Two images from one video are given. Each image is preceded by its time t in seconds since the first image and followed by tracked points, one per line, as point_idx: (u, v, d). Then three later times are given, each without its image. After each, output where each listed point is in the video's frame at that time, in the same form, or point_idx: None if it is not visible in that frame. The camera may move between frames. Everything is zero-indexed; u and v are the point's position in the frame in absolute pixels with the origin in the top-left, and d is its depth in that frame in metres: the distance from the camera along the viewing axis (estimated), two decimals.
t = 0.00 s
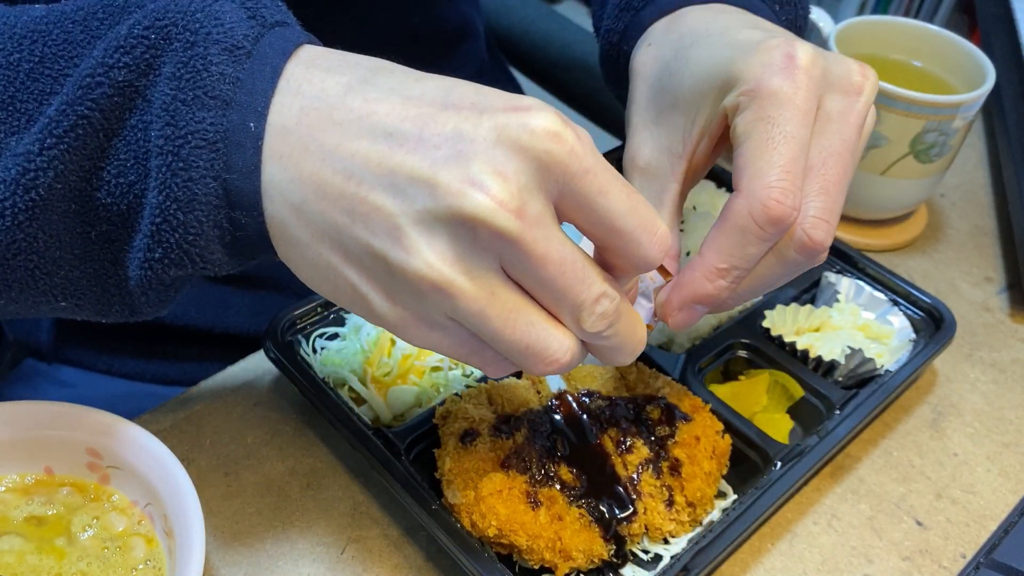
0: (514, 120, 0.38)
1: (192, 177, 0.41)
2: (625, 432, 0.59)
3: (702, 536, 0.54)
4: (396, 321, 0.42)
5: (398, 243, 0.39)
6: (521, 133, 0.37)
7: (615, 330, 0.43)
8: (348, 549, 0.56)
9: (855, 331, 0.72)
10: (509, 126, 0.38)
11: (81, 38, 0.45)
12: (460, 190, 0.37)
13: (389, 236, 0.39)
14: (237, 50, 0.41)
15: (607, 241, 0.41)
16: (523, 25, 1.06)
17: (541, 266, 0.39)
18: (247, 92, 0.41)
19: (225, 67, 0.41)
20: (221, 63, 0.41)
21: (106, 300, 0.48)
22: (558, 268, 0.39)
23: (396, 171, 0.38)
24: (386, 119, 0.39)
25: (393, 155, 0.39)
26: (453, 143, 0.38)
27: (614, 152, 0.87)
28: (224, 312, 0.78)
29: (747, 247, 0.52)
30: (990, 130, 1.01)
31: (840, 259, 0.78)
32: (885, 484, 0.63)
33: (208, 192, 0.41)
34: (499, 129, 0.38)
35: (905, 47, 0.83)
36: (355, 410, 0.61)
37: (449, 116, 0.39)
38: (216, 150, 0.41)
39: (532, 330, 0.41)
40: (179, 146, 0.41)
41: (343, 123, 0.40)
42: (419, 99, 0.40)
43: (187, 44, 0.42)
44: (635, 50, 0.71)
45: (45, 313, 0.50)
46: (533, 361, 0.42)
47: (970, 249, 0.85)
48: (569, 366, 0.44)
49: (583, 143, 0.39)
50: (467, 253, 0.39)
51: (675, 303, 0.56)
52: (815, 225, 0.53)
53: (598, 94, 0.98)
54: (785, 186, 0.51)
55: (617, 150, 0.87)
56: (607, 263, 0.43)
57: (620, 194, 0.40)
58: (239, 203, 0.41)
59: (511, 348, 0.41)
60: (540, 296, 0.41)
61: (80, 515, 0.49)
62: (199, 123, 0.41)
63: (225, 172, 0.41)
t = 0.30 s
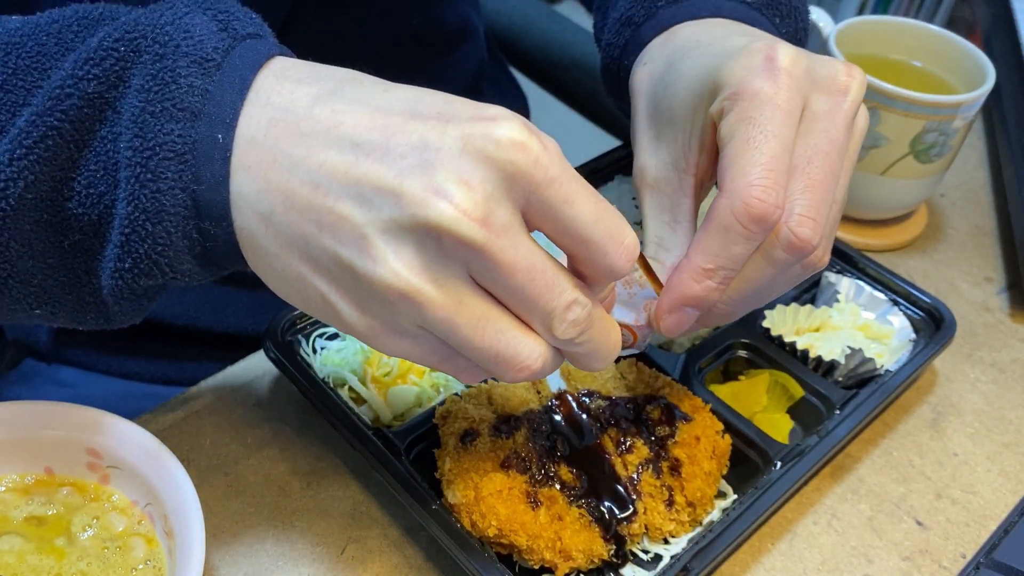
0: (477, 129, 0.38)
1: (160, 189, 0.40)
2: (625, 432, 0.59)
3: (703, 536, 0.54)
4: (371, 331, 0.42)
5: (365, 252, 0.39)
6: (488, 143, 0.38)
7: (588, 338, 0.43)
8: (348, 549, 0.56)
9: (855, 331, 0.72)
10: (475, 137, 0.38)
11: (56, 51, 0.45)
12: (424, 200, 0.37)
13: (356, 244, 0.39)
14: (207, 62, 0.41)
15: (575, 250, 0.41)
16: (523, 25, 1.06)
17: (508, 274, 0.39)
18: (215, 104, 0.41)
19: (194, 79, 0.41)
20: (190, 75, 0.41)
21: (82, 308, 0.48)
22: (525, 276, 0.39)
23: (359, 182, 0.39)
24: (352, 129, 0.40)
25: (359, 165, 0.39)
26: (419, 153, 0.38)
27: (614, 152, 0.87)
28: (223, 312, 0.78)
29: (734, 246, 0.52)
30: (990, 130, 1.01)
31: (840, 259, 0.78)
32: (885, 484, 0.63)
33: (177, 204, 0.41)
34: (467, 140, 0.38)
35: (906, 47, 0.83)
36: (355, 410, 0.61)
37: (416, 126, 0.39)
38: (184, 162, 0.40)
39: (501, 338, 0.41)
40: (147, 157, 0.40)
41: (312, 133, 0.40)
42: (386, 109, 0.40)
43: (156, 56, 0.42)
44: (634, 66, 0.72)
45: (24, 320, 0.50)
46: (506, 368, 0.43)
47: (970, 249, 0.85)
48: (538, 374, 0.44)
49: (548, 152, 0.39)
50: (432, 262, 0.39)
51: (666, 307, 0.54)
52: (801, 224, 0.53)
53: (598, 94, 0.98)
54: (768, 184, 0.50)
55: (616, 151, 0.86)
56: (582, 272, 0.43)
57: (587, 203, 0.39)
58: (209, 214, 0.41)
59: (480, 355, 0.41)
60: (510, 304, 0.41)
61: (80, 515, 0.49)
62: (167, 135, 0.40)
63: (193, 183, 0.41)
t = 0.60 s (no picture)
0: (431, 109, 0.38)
1: (128, 201, 0.41)
2: (625, 432, 0.59)
3: (703, 537, 0.54)
4: (339, 325, 0.42)
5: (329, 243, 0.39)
6: (443, 124, 0.38)
7: (572, 327, 0.43)
8: (348, 549, 0.56)
9: (855, 331, 0.72)
10: (429, 116, 0.38)
11: (29, 65, 0.45)
12: (381, 180, 0.37)
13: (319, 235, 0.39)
14: (170, 73, 0.41)
15: (548, 232, 0.40)
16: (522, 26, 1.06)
17: (469, 257, 0.38)
18: (179, 114, 0.41)
19: (157, 90, 0.41)
20: (153, 87, 0.41)
21: (66, 315, 0.48)
22: (494, 264, 0.39)
23: (318, 173, 0.38)
24: (306, 119, 0.39)
25: (316, 150, 0.39)
26: (372, 140, 0.38)
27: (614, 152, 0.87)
28: (223, 312, 0.78)
29: None
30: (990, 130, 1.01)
31: (840, 259, 0.78)
32: (885, 484, 0.63)
33: (145, 215, 0.41)
34: (423, 124, 0.38)
35: (906, 48, 0.83)
36: (355, 410, 0.61)
37: (370, 111, 0.39)
38: (149, 173, 0.41)
39: (474, 326, 0.41)
40: (113, 169, 0.41)
41: (270, 129, 0.40)
42: (341, 100, 0.40)
43: (120, 69, 0.42)
44: None
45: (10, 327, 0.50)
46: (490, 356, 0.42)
47: (970, 248, 0.85)
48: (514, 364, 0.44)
49: (505, 129, 0.38)
50: (394, 246, 0.39)
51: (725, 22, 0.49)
52: None
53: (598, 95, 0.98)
54: None
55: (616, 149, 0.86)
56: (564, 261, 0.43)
57: (554, 179, 0.39)
58: (178, 224, 0.41)
59: (451, 343, 0.41)
60: (485, 292, 0.40)
61: (80, 515, 0.49)
62: (132, 147, 0.41)
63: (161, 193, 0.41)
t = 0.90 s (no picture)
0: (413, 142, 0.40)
1: (148, 264, 0.43)
2: (625, 432, 0.59)
3: (702, 536, 0.54)
4: (350, 356, 0.41)
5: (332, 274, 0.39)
6: (429, 153, 0.39)
7: (576, 339, 0.42)
8: (348, 549, 0.56)
9: (855, 331, 0.72)
10: (417, 150, 0.39)
11: (58, 128, 0.46)
12: (374, 206, 0.38)
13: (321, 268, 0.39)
14: (188, 143, 0.43)
15: (538, 244, 0.41)
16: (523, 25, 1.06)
17: (466, 271, 0.38)
18: (196, 183, 0.42)
19: (176, 160, 0.43)
20: (173, 156, 0.43)
21: (79, 346, 0.49)
22: (490, 275, 0.38)
23: (319, 212, 0.39)
24: (304, 166, 0.41)
25: (314, 189, 0.40)
26: (363, 175, 0.39)
27: (614, 153, 0.88)
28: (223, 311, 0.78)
29: None
30: (990, 130, 1.01)
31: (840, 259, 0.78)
32: (885, 483, 0.63)
33: (163, 274, 0.43)
34: (410, 152, 0.39)
35: (906, 48, 0.83)
36: (355, 410, 0.61)
37: (362, 153, 0.40)
38: (169, 239, 0.42)
39: (478, 339, 0.39)
40: (135, 236, 0.42)
41: (273, 178, 0.41)
42: (332, 149, 0.42)
43: (141, 139, 0.43)
44: None
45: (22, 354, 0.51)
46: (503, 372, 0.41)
47: (970, 248, 0.86)
48: (524, 384, 0.42)
49: (483, 152, 0.40)
50: (395, 268, 0.38)
51: None
52: None
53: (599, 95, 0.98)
54: None
55: (617, 149, 0.88)
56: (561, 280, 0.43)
57: (536, 196, 0.40)
58: (193, 281, 0.43)
59: (460, 361, 0.40)
60: (485, 309, 0.39)
61: (81, 515, 0.49)
62: (152, 216, 0.42)
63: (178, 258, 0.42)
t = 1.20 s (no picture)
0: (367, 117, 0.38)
1: (123, 251, 0.43)
2: (625, 432, 0.59)
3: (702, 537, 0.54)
4: (321, 344, 0.41)
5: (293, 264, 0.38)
6: (382, 128, 0.38)
7: (553, 316, 0.41)
8: (348, 549, 0.56)
9: (855, 331, 0.72)
10: (371, 125, 0.38)
11: (39, 117, 0.47)
12: (323, 189, 0.36)
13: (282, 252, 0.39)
14: (162, 129, 0.43)
15: (505, 219, 0.39)
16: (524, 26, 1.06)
17: (424, 254, 0.37)
18: (169, 169, 0.42)
19: (149, 145, 0.43)
20: (146, 143, 0.43)
21: (62, 339, 0.51)
22: (450, 254, 0.37)
23: (275, 202, 0.38)
24: (264, 149, 0.40)
25: (271, 170, 0.39)
26: (318, 157, 0.38)
27: (614, 153, 0.89)
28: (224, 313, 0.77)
29: None
30: (990, 130, 1.01)
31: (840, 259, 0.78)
32: (885, 483, 0.63)
33: (138, 262, 0.43)
34: (364, 131, 0.38)
35: (905, 48, 0.83)
36: (356, 410, 0.61)
37: (318, 133, 0.39)
38: (143, 226, 0.42)
39: (449, 322, 0.39)
40: (109, 223, 0.43)
41: (235, 163, 0.41)
42: (296, 129, 0.41)
43: (115, 126, 0.44)
44: None
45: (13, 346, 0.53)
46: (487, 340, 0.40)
47: (969, 248, 0.86)
48: (506, 357, 0.42)
49: (439, 123, 0.38)
50: (353, 254, 0.37)
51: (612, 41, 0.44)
52: None
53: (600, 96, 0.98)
54: None
55: (617, 149, 0.88)
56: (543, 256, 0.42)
57: (496, 162, 0.38)
58: (167, 269, 0.43)
59: (434, 347, 0.39)
60: (455, 293, 0.39)
61: (81, 515, 0.49)
62: (125, 202, 0.42)
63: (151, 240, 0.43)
